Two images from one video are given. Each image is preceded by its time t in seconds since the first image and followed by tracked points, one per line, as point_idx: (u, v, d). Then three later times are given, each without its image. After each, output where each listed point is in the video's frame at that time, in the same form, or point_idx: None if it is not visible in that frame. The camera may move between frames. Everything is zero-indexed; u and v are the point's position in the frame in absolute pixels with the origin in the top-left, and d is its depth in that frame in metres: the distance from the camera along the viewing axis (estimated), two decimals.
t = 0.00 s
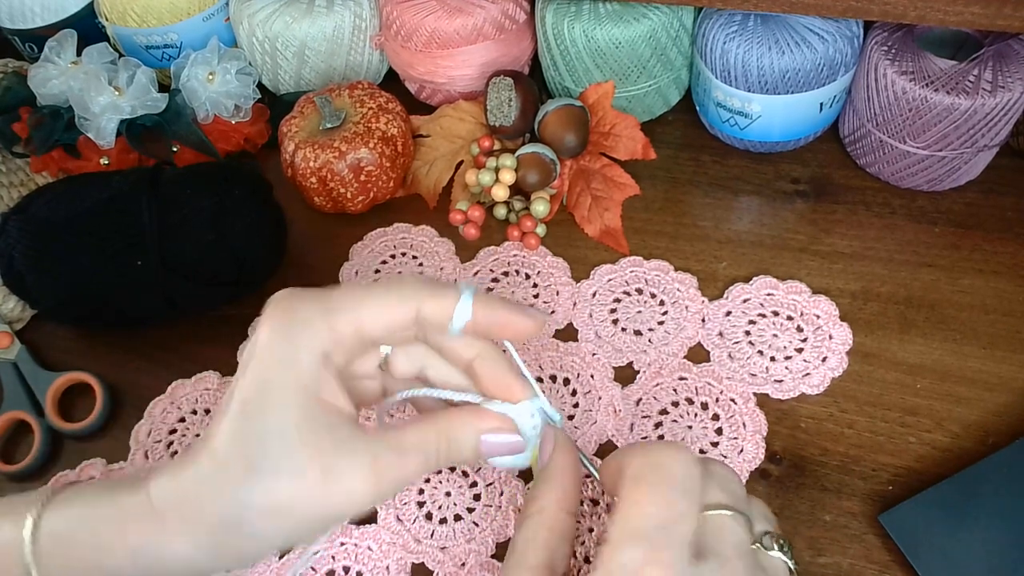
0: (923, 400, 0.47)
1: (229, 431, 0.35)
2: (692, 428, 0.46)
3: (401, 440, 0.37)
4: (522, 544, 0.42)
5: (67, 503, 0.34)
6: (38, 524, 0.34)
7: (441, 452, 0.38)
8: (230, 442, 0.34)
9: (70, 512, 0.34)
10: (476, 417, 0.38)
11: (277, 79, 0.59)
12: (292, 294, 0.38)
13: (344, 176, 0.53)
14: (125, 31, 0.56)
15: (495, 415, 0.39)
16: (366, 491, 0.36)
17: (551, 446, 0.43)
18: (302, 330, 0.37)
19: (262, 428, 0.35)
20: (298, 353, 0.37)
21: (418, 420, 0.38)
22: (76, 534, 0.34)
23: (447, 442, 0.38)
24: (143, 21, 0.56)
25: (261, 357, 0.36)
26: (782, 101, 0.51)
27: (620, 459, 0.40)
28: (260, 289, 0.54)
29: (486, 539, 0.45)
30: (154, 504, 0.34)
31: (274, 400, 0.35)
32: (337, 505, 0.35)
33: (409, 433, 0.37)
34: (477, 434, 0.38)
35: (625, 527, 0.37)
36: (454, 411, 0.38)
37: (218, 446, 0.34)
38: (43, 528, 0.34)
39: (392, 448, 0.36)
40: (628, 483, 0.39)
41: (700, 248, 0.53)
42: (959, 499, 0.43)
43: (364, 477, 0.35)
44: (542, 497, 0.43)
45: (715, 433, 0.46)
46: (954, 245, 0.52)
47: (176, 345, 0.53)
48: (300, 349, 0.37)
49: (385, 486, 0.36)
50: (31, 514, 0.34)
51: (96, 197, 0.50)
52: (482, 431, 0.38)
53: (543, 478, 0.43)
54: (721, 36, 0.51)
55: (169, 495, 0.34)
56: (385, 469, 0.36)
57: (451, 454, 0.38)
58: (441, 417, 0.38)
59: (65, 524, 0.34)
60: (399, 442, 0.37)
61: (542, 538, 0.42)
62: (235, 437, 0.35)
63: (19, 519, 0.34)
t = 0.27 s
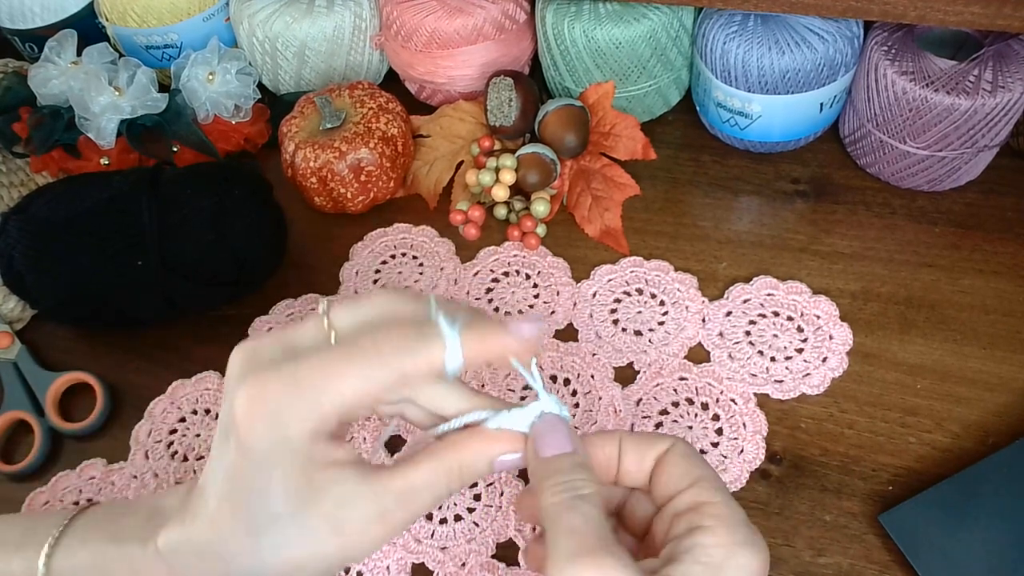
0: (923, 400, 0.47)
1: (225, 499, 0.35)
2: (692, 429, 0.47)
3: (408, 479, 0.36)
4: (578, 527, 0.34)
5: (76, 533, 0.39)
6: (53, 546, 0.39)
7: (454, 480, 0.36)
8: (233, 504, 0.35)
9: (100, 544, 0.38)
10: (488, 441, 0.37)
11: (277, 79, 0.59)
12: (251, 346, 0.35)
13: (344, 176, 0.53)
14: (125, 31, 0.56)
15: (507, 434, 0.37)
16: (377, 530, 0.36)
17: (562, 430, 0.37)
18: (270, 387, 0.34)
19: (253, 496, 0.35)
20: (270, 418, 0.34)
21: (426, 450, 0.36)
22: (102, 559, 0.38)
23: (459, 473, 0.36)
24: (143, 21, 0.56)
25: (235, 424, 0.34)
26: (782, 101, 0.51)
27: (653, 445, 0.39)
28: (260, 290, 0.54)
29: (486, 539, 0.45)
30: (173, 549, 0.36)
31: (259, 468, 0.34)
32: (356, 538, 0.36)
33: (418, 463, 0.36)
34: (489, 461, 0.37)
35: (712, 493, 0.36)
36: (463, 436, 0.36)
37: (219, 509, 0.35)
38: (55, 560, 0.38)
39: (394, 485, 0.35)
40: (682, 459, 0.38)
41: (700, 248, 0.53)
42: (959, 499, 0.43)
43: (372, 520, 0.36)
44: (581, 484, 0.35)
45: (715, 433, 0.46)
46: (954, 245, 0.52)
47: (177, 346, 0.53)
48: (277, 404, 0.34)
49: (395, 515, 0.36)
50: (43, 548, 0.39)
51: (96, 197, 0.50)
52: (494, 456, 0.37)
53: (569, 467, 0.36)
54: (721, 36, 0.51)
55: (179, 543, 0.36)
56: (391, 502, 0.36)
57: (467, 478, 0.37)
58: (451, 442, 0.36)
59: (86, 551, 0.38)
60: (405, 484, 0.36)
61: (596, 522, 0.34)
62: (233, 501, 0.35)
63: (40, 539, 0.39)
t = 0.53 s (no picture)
0: (923, 400, 0.47)
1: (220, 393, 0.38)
2: (692, 429, 0.46)
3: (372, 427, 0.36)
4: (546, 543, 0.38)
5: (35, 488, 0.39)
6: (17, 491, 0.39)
7: (428, 440, 0.37)
8: (219, 405, 0.38)
9: (80, 473, 0.38)
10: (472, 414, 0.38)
11: (277, 79, 0.59)
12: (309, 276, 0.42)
13: (344, 176, 0.54)
14: (125, 31, 0.56)
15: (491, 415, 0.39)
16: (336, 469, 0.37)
17: (561, 443, 0.39)
18: (314, 302, 0.41)
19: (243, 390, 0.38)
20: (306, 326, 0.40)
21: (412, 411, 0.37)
22: (68, 494, 0.38)
23: (435, 433, 0.37)
24: (143, 21, 0.56)
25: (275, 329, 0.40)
26: (782, 101, 0.51)
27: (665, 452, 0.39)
28: (260, 290, 0.54)
29: (486, 539, 0.45)
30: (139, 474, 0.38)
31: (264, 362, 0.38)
32: (316, 465, 0.37)
33: (394, 419, 0.37)
34: (466, 429, 0.37)
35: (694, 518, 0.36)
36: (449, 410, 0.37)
37: (212, 404, 0.38)
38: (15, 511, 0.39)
39: (369, 422, 0.37)
40: (685, 475, 0.38)
41: (700, 248, 0.53)
42: (959, 499, 0.43)
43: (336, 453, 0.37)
44: (562, 497, 0.39)
45: (715, 434, 0.46)
46: (954, 245, 0.51)
47: (177, 345, 0.53)
48: (314, 320, 0.41)
49: (358, 459, 0.37)
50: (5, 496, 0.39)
51: (96, 197, 0.50)
52: (472, 427, 0.37)
53: (554, 478, 0.39)
54: (721, 36, 0.51)
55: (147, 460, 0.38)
56: (357, 440, 0.36)
57: (438, 458, 0.37)
58: (434, 411, 0.37)
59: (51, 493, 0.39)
60: (376, 428, 0.37)
61: (564, 538, 0.38)
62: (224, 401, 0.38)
63: None
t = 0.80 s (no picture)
0: (923, 400, 0.47)
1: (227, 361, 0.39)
2: (692, 428, 0.46)
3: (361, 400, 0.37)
4: (549, 552, 0.38)
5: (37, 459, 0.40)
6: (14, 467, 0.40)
7: (411, 421, 0.38)
8: (224, 373, 0.39)
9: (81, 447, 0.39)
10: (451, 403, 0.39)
11: (277, 79, 0.59)
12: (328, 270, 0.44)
13: (344, 176, 0.54)
14: (125, 31, 0.56)
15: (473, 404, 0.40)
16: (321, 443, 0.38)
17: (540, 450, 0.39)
18: (329, 293, 0.43)
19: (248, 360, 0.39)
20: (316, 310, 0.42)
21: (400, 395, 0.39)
22: (67, 462, 0.39)
23: (419, 415, 0.38)
24: (143, 21, 0.56)
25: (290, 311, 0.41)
26: (782, 101, 0.51)
27: (680, 464, 0.39)
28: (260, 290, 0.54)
29: (486, 539, 0.45)
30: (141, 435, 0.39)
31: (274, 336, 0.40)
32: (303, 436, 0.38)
33: (382, 396, 0.38)
34: (448, 416, 0.39)
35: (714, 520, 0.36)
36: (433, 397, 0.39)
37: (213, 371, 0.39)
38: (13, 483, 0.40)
39: (361, 396, 0.38)
40: (703, 482, 0.38)
41: (700, 248, 0.53)
42: (959, 499, 0.43)
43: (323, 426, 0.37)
44: (557, 505, 0.38)
45: (715, 433, 0.46)
46: (954, 245, 0.51)
47: (177, 345, 0.53)
48: (327, 310, 0.43)
49: (343, 431, 0.38)
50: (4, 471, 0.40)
51: (96, 197, 0.50)
52: (454, 416, 0.39)
53: (546, 485, 0.39)
54: (721, 36, 0.51)
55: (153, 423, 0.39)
56: (346, 413, 0.37)
57: (416, 446, 0.39)
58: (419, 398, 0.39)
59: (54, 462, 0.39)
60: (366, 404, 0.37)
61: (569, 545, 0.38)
62: (229, 368, 0.39)
63: None
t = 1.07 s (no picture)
0: (923, 400, 0.47)
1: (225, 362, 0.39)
2: (692, 429, 0.47)
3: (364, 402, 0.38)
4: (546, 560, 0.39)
5: (25, 461, 0.40)
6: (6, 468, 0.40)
7: (413, 422, 0.38)
8: (223, 375, 0.39)
9: (77, 445, 0.39)
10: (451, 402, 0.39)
11: (277, 79, 0.59)
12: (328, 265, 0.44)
13: (344, 176, 0.54)
14: (125, 31, 0.56)
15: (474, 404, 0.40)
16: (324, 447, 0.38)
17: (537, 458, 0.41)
18: (328, 291, 0.43)
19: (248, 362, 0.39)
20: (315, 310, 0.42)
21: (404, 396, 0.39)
22: (58, 462, 0.40)
23: (420, 415, 0.38)
24: (143, 21, 0.56)
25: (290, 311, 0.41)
26: (782, 101, 0.51)
27: (643, 477, 0.39)
28: (260, 289, 0.54)
29: (486, 539, 0.45)
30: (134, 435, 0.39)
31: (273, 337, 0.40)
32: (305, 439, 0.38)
33: (386, 399, 0.38)
34: (448, 415, 0.39)
35: (657, 547, 0.37)
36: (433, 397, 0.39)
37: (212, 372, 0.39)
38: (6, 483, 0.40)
39: (365, 401, 0.38)
40: (657, 498, 0.38)
41: (700, 248, 0.53)
42: (959, 499, 0.43)
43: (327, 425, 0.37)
44: (554, 513, 0.40)
45: (715, 433, 0.46)
46: (954, 245, 0.52)
47: (177, 346, 0.53)
48: (327, 307, 0.43)
49: (346, 435, 0.38)
50: None
51: (97, 197, 0.50)
52: (454, 414, 0.39)
53: (545, 495, 0.41)
54: (721, 36, 0.51)
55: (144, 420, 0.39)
56: (349, 416, 0.37)
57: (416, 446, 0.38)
58: (420, 399, 0.39)
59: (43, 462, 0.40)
60: (369, 407, 0.38)
61: (564, 550, 0.39)
62: (228, 368, 0.39)
63: None
